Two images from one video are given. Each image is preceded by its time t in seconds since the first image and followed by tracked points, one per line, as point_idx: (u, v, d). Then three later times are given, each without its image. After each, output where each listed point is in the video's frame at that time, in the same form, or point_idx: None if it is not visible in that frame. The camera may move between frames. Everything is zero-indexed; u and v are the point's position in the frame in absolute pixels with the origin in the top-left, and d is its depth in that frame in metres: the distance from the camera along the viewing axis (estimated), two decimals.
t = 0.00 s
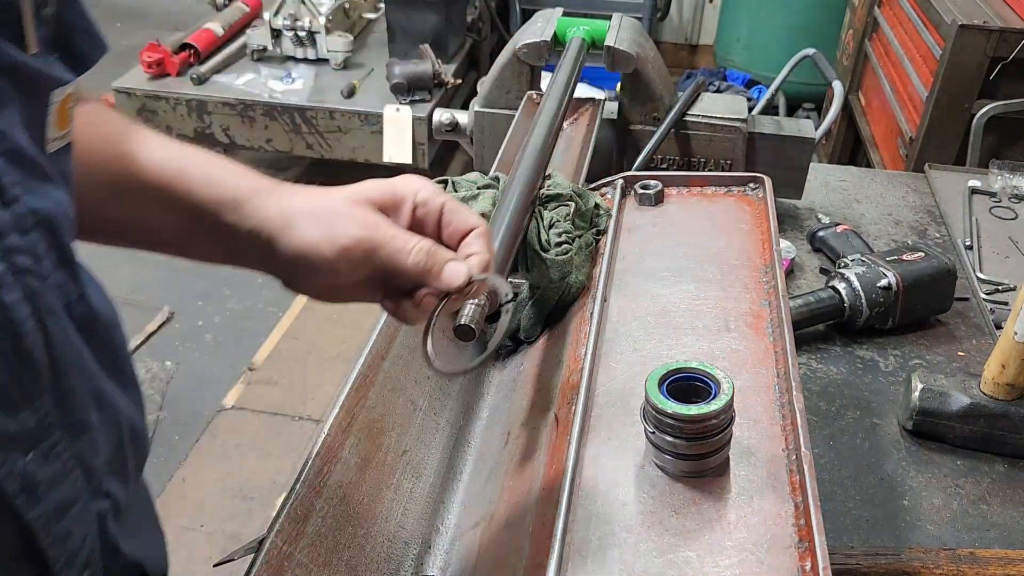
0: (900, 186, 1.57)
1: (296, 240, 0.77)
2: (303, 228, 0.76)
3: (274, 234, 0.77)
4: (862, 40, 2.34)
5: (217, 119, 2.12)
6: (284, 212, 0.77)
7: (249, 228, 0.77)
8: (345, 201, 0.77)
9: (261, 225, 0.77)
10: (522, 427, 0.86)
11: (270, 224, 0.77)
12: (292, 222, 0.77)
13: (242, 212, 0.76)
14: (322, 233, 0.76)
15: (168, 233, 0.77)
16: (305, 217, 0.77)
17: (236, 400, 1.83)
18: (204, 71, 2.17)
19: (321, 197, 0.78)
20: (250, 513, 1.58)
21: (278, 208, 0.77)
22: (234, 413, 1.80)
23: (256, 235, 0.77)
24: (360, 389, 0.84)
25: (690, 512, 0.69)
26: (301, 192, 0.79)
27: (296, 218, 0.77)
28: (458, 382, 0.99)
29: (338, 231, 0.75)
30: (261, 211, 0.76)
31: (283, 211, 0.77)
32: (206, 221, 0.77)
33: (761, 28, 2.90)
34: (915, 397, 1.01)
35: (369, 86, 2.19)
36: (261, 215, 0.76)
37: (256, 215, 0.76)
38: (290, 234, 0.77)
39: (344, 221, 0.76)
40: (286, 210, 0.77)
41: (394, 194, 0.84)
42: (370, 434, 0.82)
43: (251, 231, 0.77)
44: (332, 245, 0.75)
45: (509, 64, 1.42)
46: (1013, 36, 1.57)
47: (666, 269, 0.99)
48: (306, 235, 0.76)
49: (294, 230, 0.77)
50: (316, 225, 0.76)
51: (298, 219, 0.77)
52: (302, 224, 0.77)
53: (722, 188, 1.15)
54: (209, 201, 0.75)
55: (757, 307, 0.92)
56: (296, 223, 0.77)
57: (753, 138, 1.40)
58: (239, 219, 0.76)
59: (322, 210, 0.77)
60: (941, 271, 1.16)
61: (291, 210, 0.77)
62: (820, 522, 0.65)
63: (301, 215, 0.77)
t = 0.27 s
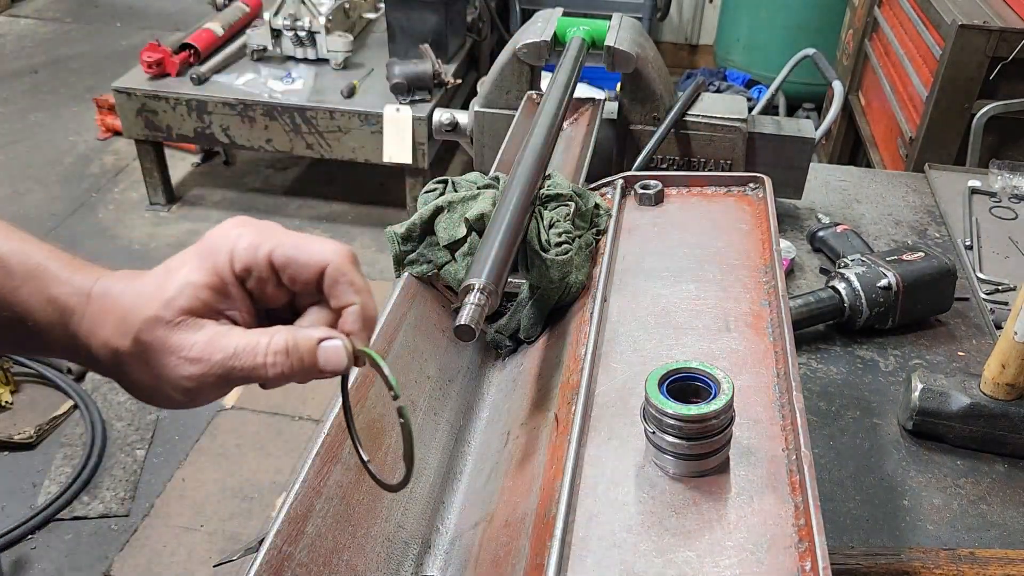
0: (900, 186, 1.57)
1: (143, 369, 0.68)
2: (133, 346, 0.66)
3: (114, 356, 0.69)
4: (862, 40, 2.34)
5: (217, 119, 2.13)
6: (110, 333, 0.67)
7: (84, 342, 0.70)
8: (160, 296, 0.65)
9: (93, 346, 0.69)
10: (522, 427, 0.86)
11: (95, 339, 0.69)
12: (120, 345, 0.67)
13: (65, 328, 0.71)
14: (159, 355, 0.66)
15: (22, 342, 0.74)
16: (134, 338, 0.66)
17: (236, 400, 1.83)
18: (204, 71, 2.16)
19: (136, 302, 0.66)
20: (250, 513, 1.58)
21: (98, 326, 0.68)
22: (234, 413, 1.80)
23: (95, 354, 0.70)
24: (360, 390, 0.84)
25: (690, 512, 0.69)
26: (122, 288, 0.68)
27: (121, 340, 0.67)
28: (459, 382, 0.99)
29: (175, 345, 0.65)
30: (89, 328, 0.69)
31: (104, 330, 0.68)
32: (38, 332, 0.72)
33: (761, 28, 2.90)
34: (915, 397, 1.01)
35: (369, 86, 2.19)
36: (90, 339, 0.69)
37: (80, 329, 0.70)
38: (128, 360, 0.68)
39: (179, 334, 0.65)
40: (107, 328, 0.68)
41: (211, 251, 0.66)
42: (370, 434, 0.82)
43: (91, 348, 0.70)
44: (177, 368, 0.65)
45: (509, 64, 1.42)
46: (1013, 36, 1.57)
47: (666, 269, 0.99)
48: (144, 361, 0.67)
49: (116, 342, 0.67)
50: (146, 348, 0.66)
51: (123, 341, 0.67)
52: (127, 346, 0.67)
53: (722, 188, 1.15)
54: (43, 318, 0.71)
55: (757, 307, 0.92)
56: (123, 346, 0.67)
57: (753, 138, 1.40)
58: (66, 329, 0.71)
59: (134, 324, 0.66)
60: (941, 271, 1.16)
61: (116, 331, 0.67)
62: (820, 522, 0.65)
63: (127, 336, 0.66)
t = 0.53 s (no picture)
0: (900, 186, 1.57)
1: (106, 391, 0.64)
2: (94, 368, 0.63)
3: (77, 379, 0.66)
4: (862, 40, 2.34)
5: (217, 119, 2.13)
6: (69, 352, 0.64)
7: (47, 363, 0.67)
8: (108, 315, 0.61)
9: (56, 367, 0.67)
10: (522, 427, 0.86)
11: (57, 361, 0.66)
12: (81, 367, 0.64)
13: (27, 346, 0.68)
14: (122, 374, 0.62)
15: None
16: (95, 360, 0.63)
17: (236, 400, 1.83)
18: (205, 71, 2.16)
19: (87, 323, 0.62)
20: (250, 513, 1.58)
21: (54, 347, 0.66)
22: (234, 413, 1.80)
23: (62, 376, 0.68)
24: (359, 389, 0.84)
25: (690, 512, 0.69)
26: (72, 304, 0.64)
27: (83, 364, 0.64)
28: (459, 381, 0.99)
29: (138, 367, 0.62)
30: (48, 348, 0.66)
31: (63, 352, 0.65)
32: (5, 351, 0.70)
33: (761, 28, 2.90)
34: (915, 397, 1.01)
35: (368, 86, 2.19)
36: (52, 360, 0.66)
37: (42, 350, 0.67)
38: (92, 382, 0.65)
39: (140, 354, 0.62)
40: (65, 352, 0.65)
41: (145, 256, 0.59)
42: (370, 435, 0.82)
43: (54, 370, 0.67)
44: (143, 386, 0.62)
45: (509, 64, 1.42)
46: (1013, 36, 1.57)
47: (666, 269, 0.99)
48: (109, 385, 0.64)
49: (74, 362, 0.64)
50: (109, 372, 0.63)
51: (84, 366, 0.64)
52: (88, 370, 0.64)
53: (722, 188, 1.15)
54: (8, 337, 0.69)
55: (757, 307, 0.92)
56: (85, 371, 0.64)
57: (753, 138, 1.40)
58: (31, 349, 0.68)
59: (89, 348, 0.62)
60: (941, 271, 1.16)
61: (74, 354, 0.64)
62: (820, 522, 0.65)
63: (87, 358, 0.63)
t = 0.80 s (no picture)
0: (900, 186, 1.57)
1: (103, 356, 0.61)
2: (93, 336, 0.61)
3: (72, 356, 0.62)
4: (862, 40, 2.34)
5: (217, 119, 2.13)
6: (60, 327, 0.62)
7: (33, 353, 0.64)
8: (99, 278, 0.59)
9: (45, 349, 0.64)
10: (522, 427, 0.86)
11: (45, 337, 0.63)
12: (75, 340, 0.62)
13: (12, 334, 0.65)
14: (129, 335, 0.60)
15: None
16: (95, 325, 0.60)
17: (236, 400, 1.83)
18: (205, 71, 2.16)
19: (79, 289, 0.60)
20: (250, 513, 1.58)
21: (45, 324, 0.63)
22: (234, 413, 1.79)
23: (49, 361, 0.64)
24: (359, 389, 0.84)
25: (690, 512, 0.69)
26: (51, 285, 0.63)
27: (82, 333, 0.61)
28: (459, 382, 0.99)
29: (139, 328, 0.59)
30: (29, 336, 0.64)
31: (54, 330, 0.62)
32: None
33: (761, 28, 2.90)
34: (915, 397, 1.01)
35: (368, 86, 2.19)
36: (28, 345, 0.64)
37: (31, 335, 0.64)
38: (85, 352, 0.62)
39: (138, 313, 0.59)
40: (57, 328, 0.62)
41: (139, 212, 0.63)
42: (370, 434, 0.82)
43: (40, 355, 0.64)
44: (147, 346, 0.60)
45: (509, 64, 1.42)
46: (1013, 36, 1.57)
47: (666, 269, 0.99)
48: (110, 346, 0.61)
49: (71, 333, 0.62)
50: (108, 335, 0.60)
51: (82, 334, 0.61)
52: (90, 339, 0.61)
53: (722, 188, 1.15)
54: None
55: (757, 307, 0.92)
56: (82, 341, 0.61)
57: (753, 138, 1.40)
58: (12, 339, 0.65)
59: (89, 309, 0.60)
60: (941, 271, 1.16)
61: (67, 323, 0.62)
62: (820, 522, 0.65)
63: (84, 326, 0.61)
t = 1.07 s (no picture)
0: (900, 186, 1.57)
1: (103, 350, 0.65)
2: (98, 331, 0.65)
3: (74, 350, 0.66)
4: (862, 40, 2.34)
5: (217, 119, 2.13)
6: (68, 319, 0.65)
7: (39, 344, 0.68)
8: (111, 274, 0.64)
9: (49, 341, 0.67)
10: (522, 427, 0.86)
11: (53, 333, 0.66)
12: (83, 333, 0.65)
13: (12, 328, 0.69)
14: (128, 335, 0.64)
15: None
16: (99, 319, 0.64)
17: (236, 400, 1.83)
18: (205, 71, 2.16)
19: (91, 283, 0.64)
20: (250, 513, 1.58)
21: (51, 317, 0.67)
22: (234, 413, 1.79)
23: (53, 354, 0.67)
24: (359, 389, 0.84)
25: (690, 512, 0.69)
26: (61, 278, 0.66)
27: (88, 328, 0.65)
28: (459, 382, 0.99)
29: (144, 323, 0.63)
30: (36, 326, 0.67)
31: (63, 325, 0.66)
32: None
33: (761, 28, 2.90)
34: (915, 397, 1.01)
35: (368, 86, 2.19)
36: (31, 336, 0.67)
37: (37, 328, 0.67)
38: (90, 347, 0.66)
39: (142, 310, 0.63)
40: (65, 320, 0.66)
41: (153, 210, 0.68)
42: (370, 434, 0.82)
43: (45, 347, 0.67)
44: (145, 345, 0.64)
45: (508, 64, 1.42)
46: (1013, 36, 1.57)
47: (666, 269, 0.99)
48: (108, 346, 0.65)
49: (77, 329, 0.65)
50: (112, 331, 0.64)
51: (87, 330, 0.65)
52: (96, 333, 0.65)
53: (722, 188, 1.15)
54: None
55: (757, 307, 0.92)
56: (82, 335, 0.65)
57: (753, 138, 1.40)
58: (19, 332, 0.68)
59: (95, 304, 0.64)
60: (941, 272, 1.16)
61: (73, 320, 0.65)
62: (820, 522, 0.65)
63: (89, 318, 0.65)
